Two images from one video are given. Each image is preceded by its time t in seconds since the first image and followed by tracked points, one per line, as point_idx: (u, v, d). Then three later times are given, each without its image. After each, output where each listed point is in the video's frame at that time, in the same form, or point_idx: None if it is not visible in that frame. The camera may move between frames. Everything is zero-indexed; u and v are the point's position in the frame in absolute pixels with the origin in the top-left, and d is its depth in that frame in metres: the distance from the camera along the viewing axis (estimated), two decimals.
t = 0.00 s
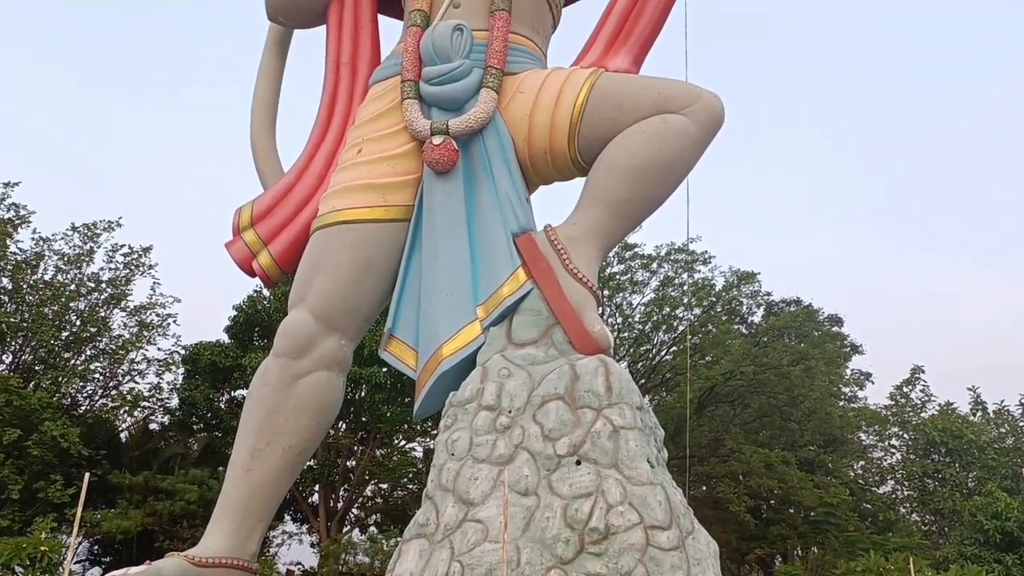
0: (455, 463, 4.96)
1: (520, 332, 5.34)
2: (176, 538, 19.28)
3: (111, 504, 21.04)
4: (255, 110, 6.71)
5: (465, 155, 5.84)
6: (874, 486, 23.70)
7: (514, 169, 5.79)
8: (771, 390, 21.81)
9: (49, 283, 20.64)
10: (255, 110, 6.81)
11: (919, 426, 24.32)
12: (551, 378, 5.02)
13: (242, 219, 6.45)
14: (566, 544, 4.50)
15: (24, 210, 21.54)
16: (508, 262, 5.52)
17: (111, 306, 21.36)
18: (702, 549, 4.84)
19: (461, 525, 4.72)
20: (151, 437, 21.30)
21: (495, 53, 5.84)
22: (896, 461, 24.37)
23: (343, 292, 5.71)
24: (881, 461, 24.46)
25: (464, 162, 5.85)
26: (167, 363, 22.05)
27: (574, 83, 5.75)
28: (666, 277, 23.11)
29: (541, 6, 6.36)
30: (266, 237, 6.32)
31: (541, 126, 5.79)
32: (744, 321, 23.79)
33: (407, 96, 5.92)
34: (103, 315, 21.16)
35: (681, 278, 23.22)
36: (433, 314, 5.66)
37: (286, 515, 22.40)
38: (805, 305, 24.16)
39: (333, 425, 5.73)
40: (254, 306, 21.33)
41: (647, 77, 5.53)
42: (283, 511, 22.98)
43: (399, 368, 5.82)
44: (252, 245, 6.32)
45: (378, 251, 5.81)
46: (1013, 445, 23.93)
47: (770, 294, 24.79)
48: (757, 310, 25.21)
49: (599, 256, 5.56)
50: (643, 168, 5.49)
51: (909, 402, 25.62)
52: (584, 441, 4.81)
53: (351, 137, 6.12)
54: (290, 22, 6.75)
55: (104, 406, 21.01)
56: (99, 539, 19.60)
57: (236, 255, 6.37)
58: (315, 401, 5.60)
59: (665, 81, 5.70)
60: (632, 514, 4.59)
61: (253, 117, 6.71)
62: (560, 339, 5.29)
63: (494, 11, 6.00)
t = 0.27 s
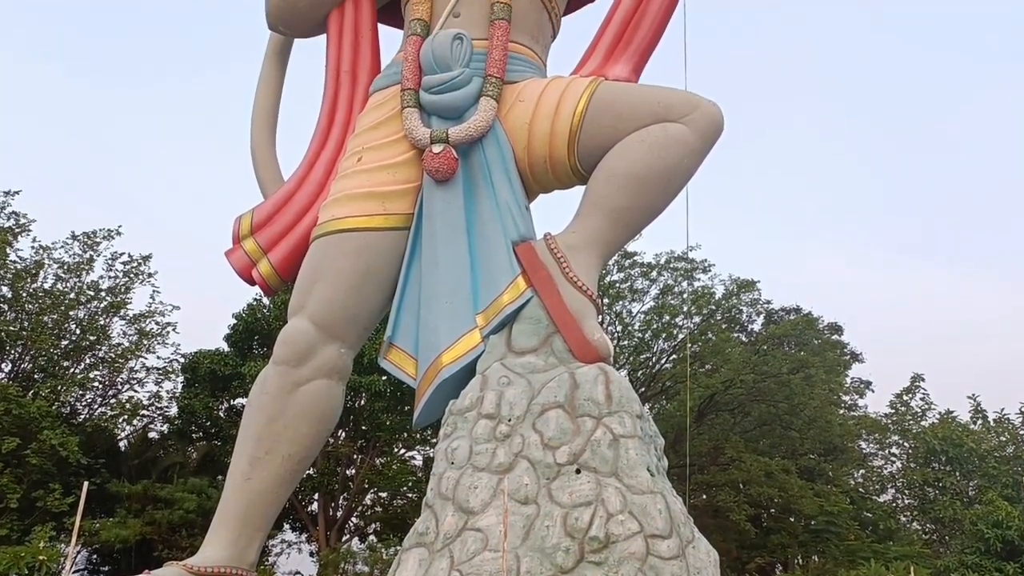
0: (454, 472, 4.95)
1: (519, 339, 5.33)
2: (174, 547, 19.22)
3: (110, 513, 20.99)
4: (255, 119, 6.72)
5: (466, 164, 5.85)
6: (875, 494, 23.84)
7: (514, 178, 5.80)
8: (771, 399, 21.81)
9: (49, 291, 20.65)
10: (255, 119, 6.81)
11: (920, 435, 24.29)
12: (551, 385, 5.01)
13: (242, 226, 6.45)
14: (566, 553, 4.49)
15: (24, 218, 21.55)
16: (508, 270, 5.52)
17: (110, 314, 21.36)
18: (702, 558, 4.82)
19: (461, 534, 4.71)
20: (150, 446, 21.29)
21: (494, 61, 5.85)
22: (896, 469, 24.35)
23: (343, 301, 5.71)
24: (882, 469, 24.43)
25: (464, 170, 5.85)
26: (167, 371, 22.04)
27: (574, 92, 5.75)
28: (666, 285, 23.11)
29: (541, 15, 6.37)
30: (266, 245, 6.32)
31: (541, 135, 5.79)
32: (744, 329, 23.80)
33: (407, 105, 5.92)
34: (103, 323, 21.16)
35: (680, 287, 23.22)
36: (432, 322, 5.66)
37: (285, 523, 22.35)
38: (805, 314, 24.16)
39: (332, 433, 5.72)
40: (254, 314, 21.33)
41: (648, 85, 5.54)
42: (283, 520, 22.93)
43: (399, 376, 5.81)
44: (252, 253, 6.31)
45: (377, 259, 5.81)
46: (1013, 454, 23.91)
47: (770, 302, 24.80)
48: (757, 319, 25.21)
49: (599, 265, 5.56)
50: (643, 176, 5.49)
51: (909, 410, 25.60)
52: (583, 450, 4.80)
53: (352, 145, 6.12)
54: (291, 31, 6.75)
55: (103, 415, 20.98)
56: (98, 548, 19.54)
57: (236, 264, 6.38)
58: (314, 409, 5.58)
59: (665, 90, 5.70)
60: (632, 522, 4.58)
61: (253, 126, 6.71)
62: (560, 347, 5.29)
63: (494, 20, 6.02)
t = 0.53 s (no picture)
0: (454, 481, 4.93)
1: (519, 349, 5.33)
2: (173, 558, 19.16)
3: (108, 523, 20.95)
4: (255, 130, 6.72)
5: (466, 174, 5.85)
6: (876, 504, 23.72)
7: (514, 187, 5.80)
8: (771, 408, 21.79)
9: (48, 301, 20.65)
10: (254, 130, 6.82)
11: (920, 444, 24.26)
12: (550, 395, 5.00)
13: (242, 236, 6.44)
14: (566, 563, 4.47)
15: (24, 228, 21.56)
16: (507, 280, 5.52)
17: (110, 324, 21.36)
18: (702, 568, 4.81)
19: (460, 544, 4.69)
20: (150, 456, 21.27)
21: (494, 71, 5.86)
22: (897, 479, 24.31)
23: (343, 311, 5.70)
24: (882, 479, 24.38)
25: (464, 180, 5.85)
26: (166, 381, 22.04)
27: (574, 102, 5.76)
28: (665, 295, 23.12)
29: (541, 25, 6.39)
30: (265, 255, 6.32)
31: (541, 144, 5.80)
32: (744, 339, 23.82)
33: (406, 115, 5.93)
34: (102, 333, 21.16)
35: (680, 296, 23.22)
36: (432, 332, 5.65)
37: (285, 534, 22.29)
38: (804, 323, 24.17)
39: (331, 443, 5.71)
40: (253, 324, 21.33)
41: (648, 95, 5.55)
42: (282, 531, 22.87)
43: (399, 386, 5.80)
44: (252, 262, 6.31)
45: (377, 269, 5.81)
46: (1014, 463, 23.87)
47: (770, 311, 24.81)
48: (756, 328, 25.22)
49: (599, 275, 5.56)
50: (643, 185, 5.50)
51: (909, 419, 25.58)
52: (583, 460, 4.79)
53: (351, 155, 6.13)
54: (291, 42, 6.76)
55: (102, 425, 20.95)
56: (96, 559, 19.49)
57: (236, 274, 6.37)
58: (313, 419, 5.58)
59: (664, 100, 5.71)
60: (633, 533, 4.56)
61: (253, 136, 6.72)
62: (560, 357, 5.29)
63: (494, 30, 6.03)
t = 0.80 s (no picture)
0: (453, 491, 4.92)
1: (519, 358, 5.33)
2: (172, 569, 19.09)
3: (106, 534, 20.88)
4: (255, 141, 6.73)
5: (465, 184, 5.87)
6: (876, 514, 23.67)
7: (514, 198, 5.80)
8: (771, 418, 21.78)
9: (47, 311, 20.64)
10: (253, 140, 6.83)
11: (920, 453, 24.22)
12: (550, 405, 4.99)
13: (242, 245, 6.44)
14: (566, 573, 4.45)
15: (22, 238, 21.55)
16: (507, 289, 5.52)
17: (108, 333, 21.34)
18: None
19: (459, 554, 4.67)
20: (148, 466, 21.25)
21: (494, 81, 5.86)
22: (897, 488, 24.28)
23: (343, 320, 5.70)
24: (882, 488, 24.34)
25: (463, 190, 5.86)
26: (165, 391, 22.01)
27: (573, 111, 5.78)
28: (664, 304, 23.12)
29: (540, 35, 6.40)
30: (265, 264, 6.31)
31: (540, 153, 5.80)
32: (743, 348, 23.83)
33: (405, 126, 5.93)
34: (101, 342, 21.15)
35: (679, 305, 23.22)
36: (432, 342, 5.65)
37: (283, 544, 22.21)
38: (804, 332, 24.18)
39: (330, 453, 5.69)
40: (253, 333, 21.31)
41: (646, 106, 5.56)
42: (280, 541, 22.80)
43: (399, 395, 5.79)
44: (252, 272, 6.30)
45: (376, 278, 5.81)
46: (1014, 472, 23.84)
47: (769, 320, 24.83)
48: (755, 337, 25.24)
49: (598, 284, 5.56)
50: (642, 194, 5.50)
51: (909, 428, 25.56)
52: (583, 469, 4.77)
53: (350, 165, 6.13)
54: (290, 52, 6.76)
55: (100, 435, 20.90)
56: (94, 570, 19.42)
57: (235, 283, 6.37)
58: (312, 429, 5.56)
59: (663, 110, 5.72)
60: (632, 543, 4.53)
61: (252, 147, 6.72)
62: (560, 366, 5.28)
63: (494, 40, 6.04)
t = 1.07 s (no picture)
0: (453, 500, 4.90)
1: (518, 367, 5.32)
2: None
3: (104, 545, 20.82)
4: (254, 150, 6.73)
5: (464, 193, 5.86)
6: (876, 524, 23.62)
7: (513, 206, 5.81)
8: (771, 427, 21.76)
9: (46, 321, 20.63)
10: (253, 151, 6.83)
11: (919, 463, 24.18)
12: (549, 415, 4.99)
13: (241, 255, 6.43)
14: None
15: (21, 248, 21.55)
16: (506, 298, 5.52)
17: (107, 343, 21.32)
18: None
19: (458, 564, 4.65)
20: (147, 476, 21.22)
21: (493, 91, 5.88)
22: (897, 498, 24.25)
23: (342, 330, 5.70)
24: (882, 497, 24.30)
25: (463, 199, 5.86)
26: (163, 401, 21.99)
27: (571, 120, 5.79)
28: (663, 313, 23.13)
29: (539, 46, 6.42)
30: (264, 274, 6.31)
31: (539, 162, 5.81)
32: (742, 357, 23.84)
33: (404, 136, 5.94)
34: (100, 352, 21.14)
35: (678, 314, 23.22)
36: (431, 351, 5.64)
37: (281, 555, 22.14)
38: (803, 341, 24.20)
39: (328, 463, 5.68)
40: (251, 343, 21.30)
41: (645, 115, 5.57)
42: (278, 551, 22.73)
43: (397, 404, 5.78)
44: (251, 282, 6.30)
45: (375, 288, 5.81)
46: (1014, 482, 23.81)
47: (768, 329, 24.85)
48: (755, 346, 25.26)
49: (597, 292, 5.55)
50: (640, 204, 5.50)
51: (909, 437, 25.55)
52: (582, 479, 4.76)
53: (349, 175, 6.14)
54: (289, 62, 6.76)
55: (98, 445, 20.86)
56: None
57: (235, 292, 6.35)
58: (311, 438, 5.55)
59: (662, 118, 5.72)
60: (632, 553, 4.50)
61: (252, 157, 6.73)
62: (559, 375, 5.28)
63: (493, 50, 6.05)
